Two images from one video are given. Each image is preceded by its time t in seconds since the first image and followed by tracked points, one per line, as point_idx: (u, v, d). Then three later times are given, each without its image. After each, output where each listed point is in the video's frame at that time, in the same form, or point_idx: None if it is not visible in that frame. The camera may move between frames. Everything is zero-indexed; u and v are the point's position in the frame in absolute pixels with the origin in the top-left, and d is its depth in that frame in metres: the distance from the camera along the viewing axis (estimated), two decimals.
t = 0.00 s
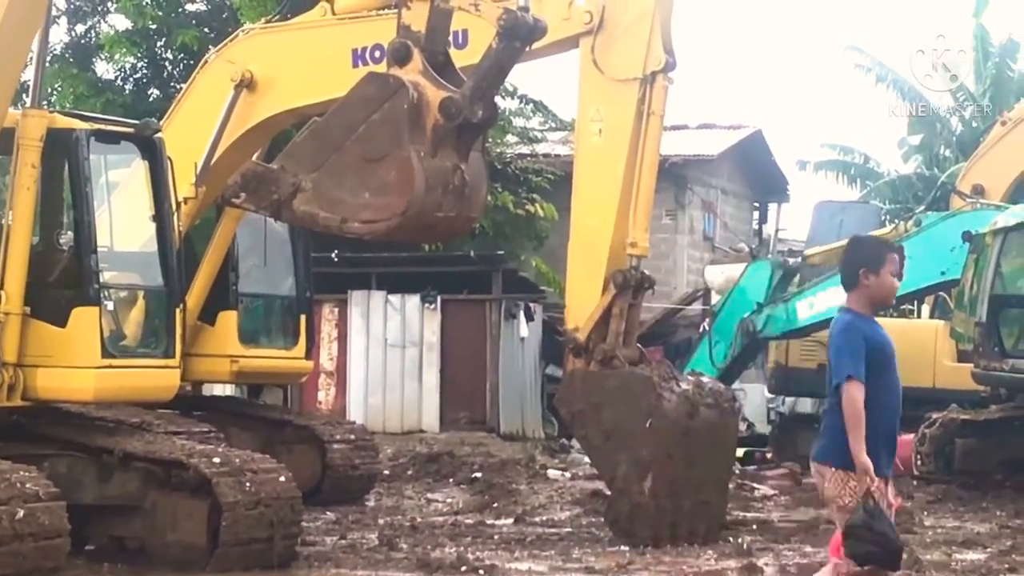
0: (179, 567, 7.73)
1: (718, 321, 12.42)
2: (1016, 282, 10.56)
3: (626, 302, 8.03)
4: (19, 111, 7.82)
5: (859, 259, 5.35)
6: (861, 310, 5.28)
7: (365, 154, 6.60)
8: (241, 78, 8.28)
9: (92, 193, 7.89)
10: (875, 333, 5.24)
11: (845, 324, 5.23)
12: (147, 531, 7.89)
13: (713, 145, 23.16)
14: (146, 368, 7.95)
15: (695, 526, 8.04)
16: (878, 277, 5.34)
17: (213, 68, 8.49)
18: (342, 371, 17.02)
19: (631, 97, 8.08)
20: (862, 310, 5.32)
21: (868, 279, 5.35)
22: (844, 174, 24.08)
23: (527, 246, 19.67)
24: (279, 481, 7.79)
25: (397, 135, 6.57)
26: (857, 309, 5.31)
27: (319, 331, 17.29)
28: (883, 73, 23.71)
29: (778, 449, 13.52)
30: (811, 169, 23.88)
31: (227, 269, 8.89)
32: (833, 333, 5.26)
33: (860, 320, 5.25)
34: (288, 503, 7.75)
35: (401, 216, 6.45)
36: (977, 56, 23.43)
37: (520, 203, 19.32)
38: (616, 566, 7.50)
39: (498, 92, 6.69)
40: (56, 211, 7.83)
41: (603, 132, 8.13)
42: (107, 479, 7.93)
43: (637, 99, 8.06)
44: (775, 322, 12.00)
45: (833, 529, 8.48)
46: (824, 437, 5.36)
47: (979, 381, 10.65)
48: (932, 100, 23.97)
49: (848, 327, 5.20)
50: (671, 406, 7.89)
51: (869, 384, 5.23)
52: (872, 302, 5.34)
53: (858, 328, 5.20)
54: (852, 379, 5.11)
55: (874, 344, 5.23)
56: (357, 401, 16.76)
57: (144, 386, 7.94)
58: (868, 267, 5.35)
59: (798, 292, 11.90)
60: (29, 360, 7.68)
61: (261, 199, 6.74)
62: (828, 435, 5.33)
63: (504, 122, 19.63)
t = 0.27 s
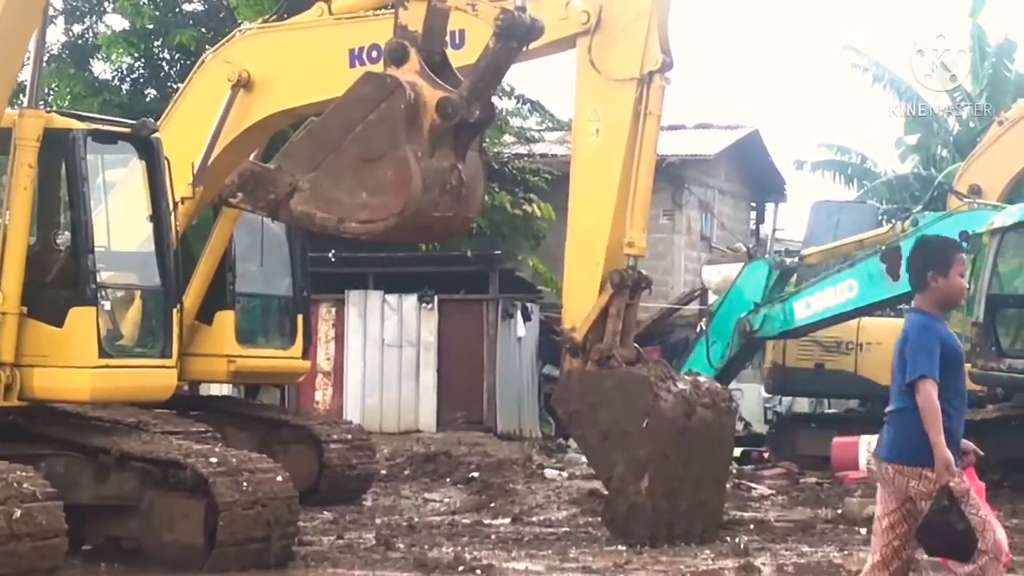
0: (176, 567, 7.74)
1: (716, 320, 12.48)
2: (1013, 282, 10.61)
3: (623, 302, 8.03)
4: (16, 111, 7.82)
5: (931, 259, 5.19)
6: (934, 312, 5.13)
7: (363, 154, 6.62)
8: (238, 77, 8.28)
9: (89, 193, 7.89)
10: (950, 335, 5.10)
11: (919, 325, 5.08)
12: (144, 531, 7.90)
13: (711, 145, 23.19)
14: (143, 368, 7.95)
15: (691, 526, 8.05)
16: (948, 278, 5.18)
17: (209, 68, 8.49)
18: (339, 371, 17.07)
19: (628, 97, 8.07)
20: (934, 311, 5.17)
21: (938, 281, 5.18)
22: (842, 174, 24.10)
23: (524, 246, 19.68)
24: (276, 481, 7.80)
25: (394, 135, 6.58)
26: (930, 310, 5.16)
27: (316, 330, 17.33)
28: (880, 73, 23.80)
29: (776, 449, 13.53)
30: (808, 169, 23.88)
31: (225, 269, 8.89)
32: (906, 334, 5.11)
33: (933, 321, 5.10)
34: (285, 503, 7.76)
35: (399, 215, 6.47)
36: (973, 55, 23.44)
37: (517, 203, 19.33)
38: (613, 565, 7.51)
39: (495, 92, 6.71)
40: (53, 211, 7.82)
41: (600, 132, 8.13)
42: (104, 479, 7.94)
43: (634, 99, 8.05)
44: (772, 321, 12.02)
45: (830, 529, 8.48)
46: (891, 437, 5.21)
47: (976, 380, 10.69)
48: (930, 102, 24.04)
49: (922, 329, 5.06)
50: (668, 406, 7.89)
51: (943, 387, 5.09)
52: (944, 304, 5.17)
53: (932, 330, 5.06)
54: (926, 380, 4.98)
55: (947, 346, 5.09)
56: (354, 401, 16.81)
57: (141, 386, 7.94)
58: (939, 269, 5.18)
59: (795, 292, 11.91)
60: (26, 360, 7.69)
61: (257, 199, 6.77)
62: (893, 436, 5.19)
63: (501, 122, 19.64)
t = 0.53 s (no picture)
0: (173, 567, 7.74)
1: (712, 321, 12.51)
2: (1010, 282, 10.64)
3: (620, 302, 8.03)
4: (13, 111, 7.82)
5: (1010, 276, 5.33)
6: (1015, 329, 5.26)
7: (361, 154, 6.74)
8: (235, 77, 8.28)
9: (86, 193, 7.88)
10: None
11: (1003, 341, 5.20)
12: (141, 531, 7.90)
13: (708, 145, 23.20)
14: (140, 368, 7.95)
15: (688, 526, 8.06)
16: None
17: (207, 68, 8.50)
18: (336, 370, 17.04)
19: (625, 97, 8.07)
20: (1012, 328, 5.31)
21: (1016, 295, 5.31)
22: (838, 174, 24.08)
23: (521, 246, 19.68)
24: (273, 481, 7.79)
25: (390, 134, 6.69)
26: (1009, 326, 5.29)
27: (313, 330, 17.31)
28: (877, 72, 23.80)
29: (773, 449, 13.53)
30: (805, 169, 23.87)
31: (221, 268, 8.88)
32: (990, 350, 5.22)
33: (1014, 337, 5.23)
34: (282, 503, 7.75)
35: (395, 215, 6.58)
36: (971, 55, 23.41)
37: (514, 203, 19.34)
38: (610, 566, 7.50)
39: (492, 91, 6.76)
40: (50, 211, 7.82)
41: (597, 132, 8.13)
42: (101, 479, 7.94)
43: (631, 99, 8.05)
44: (768, 321, 12.03)
45: (828, 528, 8.47)
46: (973, 455, 5.30)
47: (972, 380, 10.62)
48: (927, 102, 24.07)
49: (1009, 345, 5.17)
50: (665, 406, 7.89)
51: None
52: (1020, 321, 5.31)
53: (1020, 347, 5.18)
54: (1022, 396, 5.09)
55: None
56: (351, 401, 16.74)
57: (138, 386, 7.94)
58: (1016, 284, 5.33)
59: (792, 292, 11.90)
60: (23, 360, 7.68)
61: (255, 198, 6.91)
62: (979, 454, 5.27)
63: (498, 122, 19.63)
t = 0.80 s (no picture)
0: (172, 567, 7.74)
1: (711, 320, 12.50)
2: (1008, 282, 10.62)
3: (619, 302, 8.03)
4: (11, 111, 7.82)
5: None
6: None
7: (359, 155, 6.93)
8: (233, 77, 8.28)
9: (85, 193, 7.88)
10: None
11: None
12: (140, 531, 7.90)
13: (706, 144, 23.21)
14: (139, 368, 7.95)
15: (687, 525, 8.07)
16: None
17: (205, 68, 8.49)
18: (335, 371, 17.03)
19: (623, 97, 8.07)
20: None
21: None
22: (837, 173, 24.09)
23: (520, 246, 19.68)
24: (271, 481, 7.78)
25: (388, 135, 6.87)
26: None
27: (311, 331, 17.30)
28: (875, 72, 23.78)
29: (772, 448, 13.54)
30: (803, 169, 23.87)
31: (220, 269, 8.88)
32: None
33: None
34: (280, 503, 7.74)
35: (393, 216, 6.76)
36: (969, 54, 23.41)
37: (513, 203, 19.34)
38: (609, 565, 7.51)
39: (490, 92, 6.89)
40: (48, 211, 7.83)
41: (595, 132, 8.13)
42: (100, 479, 7.94)
43: (629, 99, 8.05)
44: (767, 320, 12.02)
45: (826, 528, 8.47)
46: None
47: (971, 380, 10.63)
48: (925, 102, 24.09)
49: None
50: (664, 406, 7.89)
51: None
52: None
53: None
54: None
55: None
56: (350, 401, 16.75)
57: (136, 386, 7.94)
58: None
59: (791, 291, 11.90)
60: (21, 361, 7.69)
61: (253, 199, 7.14)
62: None
63: (496, 121, 19.63)
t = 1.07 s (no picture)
0: (172, 565, 7.74)
1: (710, 318, 12.52)
2: (1007, 280, 10.63)
3: (618, 300, 8.02)
4: (10, 109, 7.82)
5: None
6: None
7: (358, 153, 6.95)
8: (232, 75, 8.26)
9: (83, 191, 7.87)
10: None
11: None
12: (139, 529, 7.90)
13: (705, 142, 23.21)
14: (138, 366, 7.95)
15: (686, 523, 8.06)
16: None
17: (204, 66, 8.49)
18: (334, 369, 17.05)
19: (622, 95, 8.07)
20: None
21: None
22: (836, 172, 24.07)
23: (519, 244, 19.68)
24: (270, 480, 7.78)
25: (388, 133, 6.89)
26: None
27: (310, 329, 17.30)
28: (875, 70, 23.74)
29: (771, 446, 13.54)
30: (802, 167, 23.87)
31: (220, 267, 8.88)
32: None
33: None
34: (280, 501, 7.74)
35: (393, 214, 6.78)
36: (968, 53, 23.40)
37: (512, 201, 19.34)
38: (608, 563, 7.52)
39: (490, 90, 6.90)
40: (47, 209, 7.82)
41: (594, 130, 8.13)
42: (99, 477, 7.94)
43: (628, 97, 8.05)
44: (766, 318, 12.01)
45: (825, 526, 8.47)
46: None
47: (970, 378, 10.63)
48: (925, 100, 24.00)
49: None
50: (663, 404, 7.89)
51: None
52: None
53: None
54: None
55: None
56: (349, 401, 16.77)
57: (136, 384, 7.93)
58: None
59: (790, 289, 11.91)
60: (20, 359, 7.71)
61: (252, 197, 7.17)
62: None
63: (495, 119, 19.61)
